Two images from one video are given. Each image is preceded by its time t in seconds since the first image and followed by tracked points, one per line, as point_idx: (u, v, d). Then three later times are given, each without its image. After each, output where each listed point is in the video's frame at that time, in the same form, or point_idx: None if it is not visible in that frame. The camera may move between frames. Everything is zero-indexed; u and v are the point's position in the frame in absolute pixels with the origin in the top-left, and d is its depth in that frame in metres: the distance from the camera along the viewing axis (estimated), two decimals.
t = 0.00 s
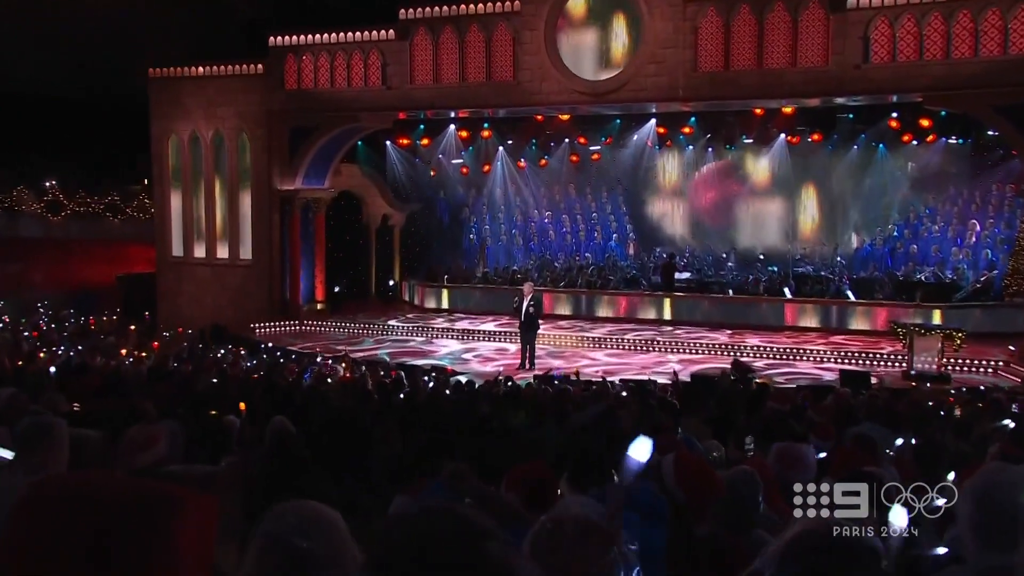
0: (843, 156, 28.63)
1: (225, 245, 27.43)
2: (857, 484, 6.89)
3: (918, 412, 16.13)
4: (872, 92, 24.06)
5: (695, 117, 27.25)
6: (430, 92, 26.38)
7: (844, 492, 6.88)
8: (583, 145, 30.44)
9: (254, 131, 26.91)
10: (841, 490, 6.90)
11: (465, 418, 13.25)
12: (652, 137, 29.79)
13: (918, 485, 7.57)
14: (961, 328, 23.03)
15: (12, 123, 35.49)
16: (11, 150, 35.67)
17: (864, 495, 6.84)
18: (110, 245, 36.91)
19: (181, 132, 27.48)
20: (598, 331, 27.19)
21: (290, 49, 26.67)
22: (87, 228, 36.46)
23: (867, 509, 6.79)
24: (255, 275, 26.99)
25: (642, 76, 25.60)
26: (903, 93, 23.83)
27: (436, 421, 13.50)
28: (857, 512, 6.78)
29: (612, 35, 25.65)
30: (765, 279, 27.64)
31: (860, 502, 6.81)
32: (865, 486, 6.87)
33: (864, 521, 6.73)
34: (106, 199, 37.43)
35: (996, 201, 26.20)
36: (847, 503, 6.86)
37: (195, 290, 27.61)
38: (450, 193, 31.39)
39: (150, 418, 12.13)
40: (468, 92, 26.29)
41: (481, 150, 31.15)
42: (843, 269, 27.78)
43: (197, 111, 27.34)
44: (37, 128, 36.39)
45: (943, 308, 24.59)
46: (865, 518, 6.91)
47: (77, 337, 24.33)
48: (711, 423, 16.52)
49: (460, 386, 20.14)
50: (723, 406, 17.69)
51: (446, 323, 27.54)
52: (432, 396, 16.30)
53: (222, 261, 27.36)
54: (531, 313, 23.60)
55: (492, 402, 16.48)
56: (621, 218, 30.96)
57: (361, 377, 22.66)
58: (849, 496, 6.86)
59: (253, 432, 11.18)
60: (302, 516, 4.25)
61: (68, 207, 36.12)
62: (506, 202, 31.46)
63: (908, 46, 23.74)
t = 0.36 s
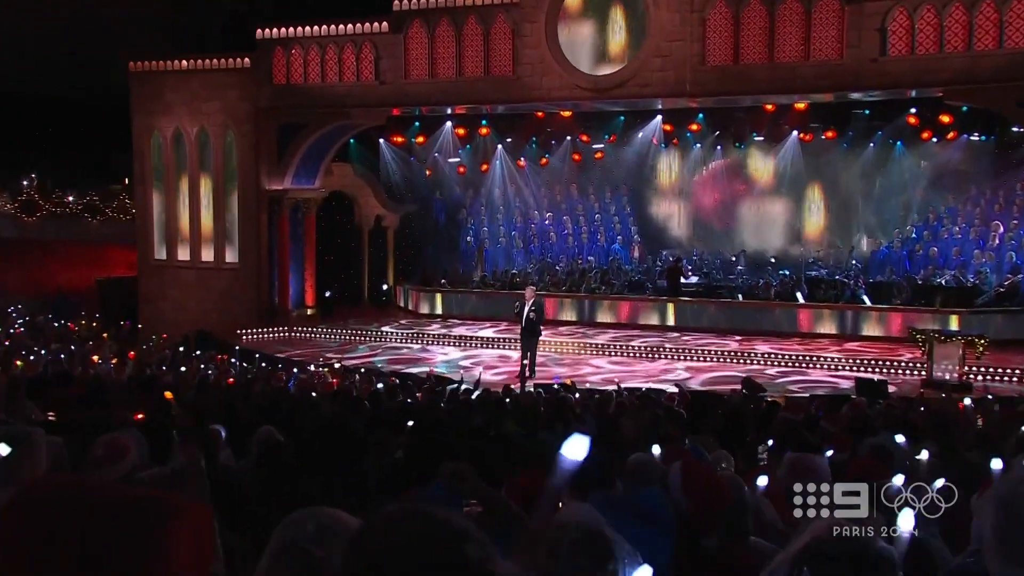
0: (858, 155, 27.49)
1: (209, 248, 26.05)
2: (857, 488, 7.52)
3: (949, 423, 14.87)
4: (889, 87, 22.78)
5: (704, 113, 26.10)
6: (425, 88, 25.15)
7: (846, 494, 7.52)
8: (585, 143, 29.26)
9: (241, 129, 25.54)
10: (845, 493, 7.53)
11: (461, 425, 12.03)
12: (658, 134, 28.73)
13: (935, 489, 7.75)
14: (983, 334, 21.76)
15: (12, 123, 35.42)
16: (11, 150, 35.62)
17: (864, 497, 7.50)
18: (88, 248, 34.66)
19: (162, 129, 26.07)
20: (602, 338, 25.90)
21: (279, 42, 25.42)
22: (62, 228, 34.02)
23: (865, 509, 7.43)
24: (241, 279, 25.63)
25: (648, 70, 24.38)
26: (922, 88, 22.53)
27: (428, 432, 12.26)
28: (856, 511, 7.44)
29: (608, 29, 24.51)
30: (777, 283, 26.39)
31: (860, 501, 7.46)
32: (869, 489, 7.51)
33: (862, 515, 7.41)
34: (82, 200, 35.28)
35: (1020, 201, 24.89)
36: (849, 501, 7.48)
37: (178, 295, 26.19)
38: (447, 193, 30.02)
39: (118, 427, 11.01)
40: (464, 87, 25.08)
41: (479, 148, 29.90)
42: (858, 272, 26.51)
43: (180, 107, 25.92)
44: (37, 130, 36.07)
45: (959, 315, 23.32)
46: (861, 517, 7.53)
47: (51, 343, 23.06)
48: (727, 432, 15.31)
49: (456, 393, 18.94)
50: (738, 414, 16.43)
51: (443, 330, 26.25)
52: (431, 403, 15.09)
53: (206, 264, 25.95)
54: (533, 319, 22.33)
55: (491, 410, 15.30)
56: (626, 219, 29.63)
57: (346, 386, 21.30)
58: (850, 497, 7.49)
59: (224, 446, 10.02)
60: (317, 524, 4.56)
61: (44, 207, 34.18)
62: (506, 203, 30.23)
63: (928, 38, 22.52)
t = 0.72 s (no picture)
0: (875, 152, 26.27)
1: (193, 250, 24.84)
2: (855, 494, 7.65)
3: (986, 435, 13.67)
4: (908, 80, 21.56)
5: (712, 109, 24.96)
6: (420, 82, 23.96)
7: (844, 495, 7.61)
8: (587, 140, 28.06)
9: (228, 125, 24.40)
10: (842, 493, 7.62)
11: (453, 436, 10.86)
12: (663, 130, 27.55)
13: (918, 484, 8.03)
14: (1009, 340, 20.20)
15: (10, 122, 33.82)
16: (10, 150, 33.86)
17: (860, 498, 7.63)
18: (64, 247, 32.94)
19: (144, 125, 24.85)
20: (605, 344, 24.68)
21: (266, 34, 24.14)
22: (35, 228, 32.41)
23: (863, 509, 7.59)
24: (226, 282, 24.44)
25: (653, 63, 23.21)
26: (943, 81, 21.32)
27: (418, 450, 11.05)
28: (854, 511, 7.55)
29: (607, 19, 23.31)
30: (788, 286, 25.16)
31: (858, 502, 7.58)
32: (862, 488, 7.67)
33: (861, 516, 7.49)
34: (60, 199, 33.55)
35: None
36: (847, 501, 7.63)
37: (160, 300, 24.97)
38: (443, 193, 28.82)
39: (66, 445, 9.81)
40: (461, 81, 23.88)
41: (477, 145, 28.65)
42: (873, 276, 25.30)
43: (163, 102, 24.70)
44: (37, 132, 34.20)
45: (977, 320, 22.32)
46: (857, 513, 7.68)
47: (24, 349, 21.84)
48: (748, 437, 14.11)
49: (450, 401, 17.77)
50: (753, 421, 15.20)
51: (437, 335, 24.99)
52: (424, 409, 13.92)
53: (190, 267, 24.74)
54: (533, 324, 21.08)
55: (489, 419, 14.13)
56: (630, 220, 28.40)
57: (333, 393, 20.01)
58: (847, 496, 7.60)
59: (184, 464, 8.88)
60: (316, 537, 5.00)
61: (18, 207, 32.76)
62: (505, 202, 29.01)
63: (948, 28, 21.29)
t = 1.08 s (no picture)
0: (893, 147, 25.14)
1: (176, 250, 23.59)
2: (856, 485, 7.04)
3: None
4: (928, 69, 20.35)
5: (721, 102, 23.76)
6: (415, 73, 22.75)
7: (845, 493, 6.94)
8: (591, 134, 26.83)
9: (211, 118, 23.11)
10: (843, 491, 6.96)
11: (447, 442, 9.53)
12: (670, 124, 26.45)
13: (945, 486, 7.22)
14: None
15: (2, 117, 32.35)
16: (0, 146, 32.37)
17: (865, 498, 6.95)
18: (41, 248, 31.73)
19: (124, 119, 23.50)
20: (610, 348, 23.45)
21: (254, 22, 23.00)
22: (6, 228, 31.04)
23: (866, 509, 7.06)
24: (211, 284, 23.22)
25: (659, 54, 22.02)
26: (967, 71, 20.05)
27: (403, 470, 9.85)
28: (857, 512, 7.05)
29: (602, 6, 22.23)
30: (802, 287, 23.89)
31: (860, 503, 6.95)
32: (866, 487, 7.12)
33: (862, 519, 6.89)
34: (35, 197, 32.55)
35: None
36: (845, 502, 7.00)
37: (141, 302, 23.72)
38: (439, 189, 27.28)
39: None
40: (459, 73, 22.65)
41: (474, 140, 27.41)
42: (891, 275, 24.06)
43: (144, 94, 23.39)
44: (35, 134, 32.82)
45: (996, 321, 21.21)
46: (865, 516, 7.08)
47: None
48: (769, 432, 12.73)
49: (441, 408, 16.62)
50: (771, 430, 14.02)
51: (431, 339, 23.74)
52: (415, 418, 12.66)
53: (172, 268, 23.49)
54: (533, 327, 19.92)
55: (482, 428, 12.95)
56: (635, 218, 27.17)
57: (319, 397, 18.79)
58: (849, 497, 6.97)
59: (133, 482, 7.72)
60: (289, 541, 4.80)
61: None
62: (503, 199, 27.53)
63: (973, 15, 20.02)
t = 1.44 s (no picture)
0: (913, 140, 23.93)
1: (158, 249, 22.41)
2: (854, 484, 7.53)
3: None
4: (951, 58, 19.16)
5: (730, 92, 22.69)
6: (409, 63, 21.58)
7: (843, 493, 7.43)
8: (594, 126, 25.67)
9: (195, 109, 21.93)
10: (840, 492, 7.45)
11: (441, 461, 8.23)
12: (678, 116, 25.29)
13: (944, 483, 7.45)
14: None
15: None
16: None
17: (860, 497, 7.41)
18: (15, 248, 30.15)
19: (103, 111, 22.33)
20: (614, 352, 22.24)
21: (239, 9, 21.82)
22: None
23: (867, 508, 7.45)
24: (195, 285, 22.07)
25: (666, 42, 20.87)
26: (992, 60, 18.89)
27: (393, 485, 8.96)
28: (858, 512, 7.44)
29: None
30: (817, 288, 22.64)
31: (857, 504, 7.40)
32: (864, 484, 7.50)
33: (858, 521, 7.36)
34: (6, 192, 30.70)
35: None
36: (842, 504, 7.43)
37: (121, 304, 22.53)
38: (434, 185, 26.02)
39: None
40: (456, 62, 21.48)
41: (471, 134, 26.09)
42: (911, 276, 22.81)
43: (123, 84, 22.19)
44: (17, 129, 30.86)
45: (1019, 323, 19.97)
46: (864, 515, 7.45)
47: None
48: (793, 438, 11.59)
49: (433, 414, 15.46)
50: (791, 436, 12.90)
51: (427, 342, 22.57)
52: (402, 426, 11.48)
53: (154, 268, 22.31)
54: (531, 328, 18.86)
55: (477, 439, 11.81)
56: (641, 216, 25.95)
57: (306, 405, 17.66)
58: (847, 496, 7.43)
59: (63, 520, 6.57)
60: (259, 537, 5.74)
61: None
62: (502, 195, 26.31)
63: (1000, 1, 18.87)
